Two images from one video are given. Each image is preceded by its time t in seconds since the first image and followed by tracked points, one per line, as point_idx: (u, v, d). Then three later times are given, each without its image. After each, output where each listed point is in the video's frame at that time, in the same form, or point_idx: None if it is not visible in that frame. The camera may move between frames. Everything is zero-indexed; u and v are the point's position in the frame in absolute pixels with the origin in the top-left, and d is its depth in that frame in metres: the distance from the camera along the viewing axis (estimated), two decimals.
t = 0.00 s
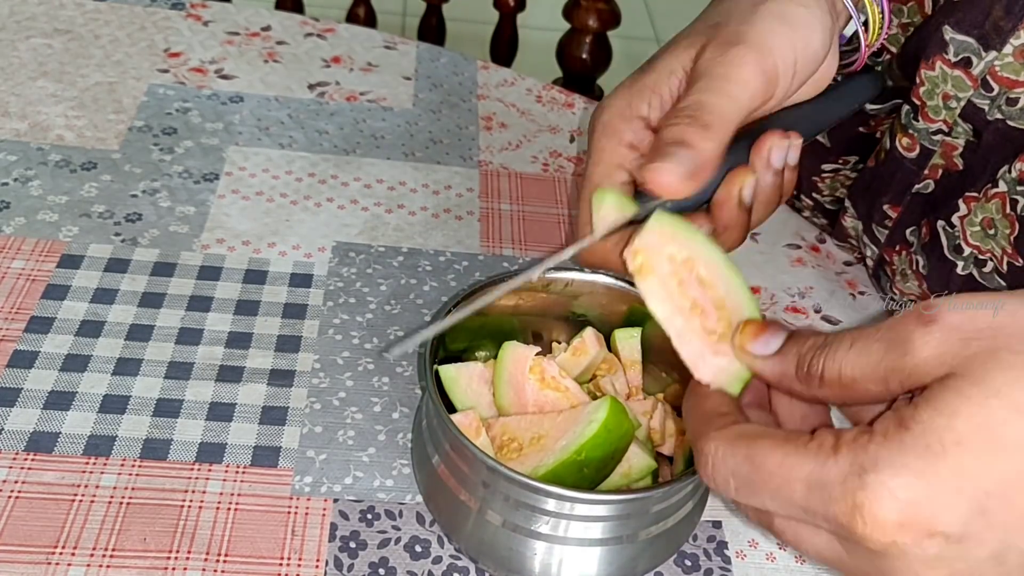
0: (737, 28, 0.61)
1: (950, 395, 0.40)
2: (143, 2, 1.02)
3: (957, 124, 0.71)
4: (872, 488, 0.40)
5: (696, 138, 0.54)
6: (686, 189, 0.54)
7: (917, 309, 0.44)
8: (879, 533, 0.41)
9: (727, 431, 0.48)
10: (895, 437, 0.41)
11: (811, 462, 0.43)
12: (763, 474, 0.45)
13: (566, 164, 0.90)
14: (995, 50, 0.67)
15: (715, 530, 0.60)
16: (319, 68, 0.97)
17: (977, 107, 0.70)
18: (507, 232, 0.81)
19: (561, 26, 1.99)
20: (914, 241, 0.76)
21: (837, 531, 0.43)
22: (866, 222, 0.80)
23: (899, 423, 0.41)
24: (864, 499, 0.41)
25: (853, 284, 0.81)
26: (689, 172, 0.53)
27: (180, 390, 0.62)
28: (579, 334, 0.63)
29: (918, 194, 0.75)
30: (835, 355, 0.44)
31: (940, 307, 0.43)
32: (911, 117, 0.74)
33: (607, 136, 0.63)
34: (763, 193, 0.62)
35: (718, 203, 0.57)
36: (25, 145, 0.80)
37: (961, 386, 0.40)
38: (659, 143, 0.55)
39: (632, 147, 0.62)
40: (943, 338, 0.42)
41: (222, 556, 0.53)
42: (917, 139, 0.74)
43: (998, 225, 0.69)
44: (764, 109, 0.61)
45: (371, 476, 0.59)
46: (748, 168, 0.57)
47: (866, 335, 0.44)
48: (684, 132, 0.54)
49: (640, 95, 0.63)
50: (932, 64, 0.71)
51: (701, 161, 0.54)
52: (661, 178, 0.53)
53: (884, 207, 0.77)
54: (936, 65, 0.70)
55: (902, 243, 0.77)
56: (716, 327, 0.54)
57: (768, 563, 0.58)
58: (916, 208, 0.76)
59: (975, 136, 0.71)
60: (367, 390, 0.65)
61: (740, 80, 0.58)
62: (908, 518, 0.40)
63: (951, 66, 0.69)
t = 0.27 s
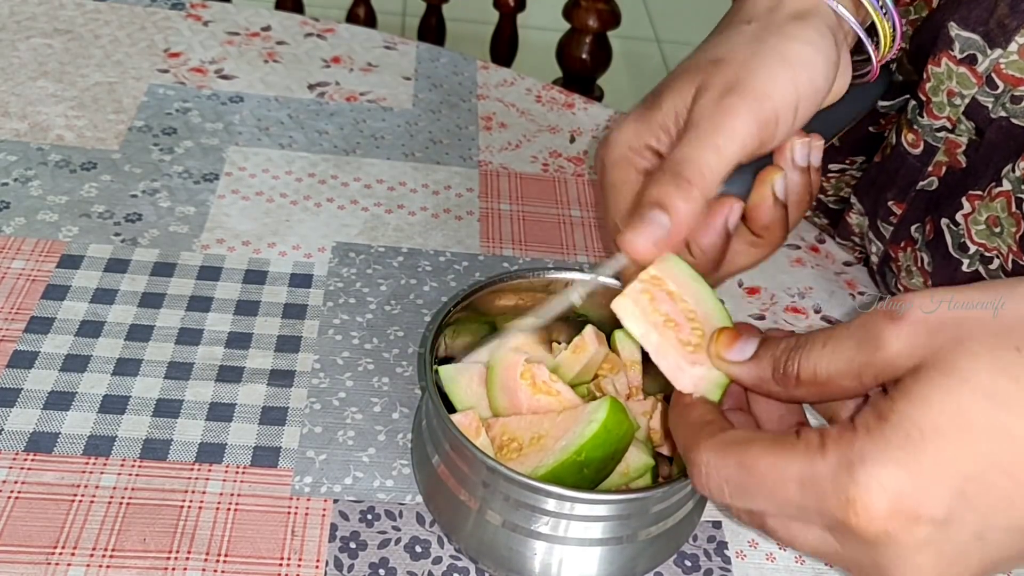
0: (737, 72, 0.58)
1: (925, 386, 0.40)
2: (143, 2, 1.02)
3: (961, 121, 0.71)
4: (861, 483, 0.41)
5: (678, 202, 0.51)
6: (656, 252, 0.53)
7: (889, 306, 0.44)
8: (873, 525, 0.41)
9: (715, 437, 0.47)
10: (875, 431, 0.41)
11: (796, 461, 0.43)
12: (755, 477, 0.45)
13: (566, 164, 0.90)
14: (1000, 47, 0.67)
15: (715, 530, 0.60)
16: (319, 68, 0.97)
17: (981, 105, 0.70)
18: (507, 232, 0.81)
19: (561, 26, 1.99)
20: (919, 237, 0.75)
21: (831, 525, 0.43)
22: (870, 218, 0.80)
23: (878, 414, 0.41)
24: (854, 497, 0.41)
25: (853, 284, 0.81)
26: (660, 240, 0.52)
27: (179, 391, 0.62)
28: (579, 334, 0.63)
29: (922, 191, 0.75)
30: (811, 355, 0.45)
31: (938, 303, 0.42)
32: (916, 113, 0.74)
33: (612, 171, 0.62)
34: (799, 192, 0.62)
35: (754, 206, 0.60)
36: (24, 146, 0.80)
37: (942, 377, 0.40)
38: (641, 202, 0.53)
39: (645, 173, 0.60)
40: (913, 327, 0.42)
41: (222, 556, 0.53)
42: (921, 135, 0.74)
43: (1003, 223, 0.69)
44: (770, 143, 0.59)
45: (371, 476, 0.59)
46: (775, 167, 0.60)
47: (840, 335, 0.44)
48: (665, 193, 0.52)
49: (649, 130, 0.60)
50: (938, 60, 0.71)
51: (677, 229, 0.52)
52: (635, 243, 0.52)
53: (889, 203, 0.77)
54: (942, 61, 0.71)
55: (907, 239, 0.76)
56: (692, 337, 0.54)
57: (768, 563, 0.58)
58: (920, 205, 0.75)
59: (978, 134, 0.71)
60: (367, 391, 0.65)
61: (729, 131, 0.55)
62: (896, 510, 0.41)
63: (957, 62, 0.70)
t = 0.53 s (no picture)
0: (748, 89, 0.57)
1: (909, 389, 0.43)
2: (143, 2, 1.02)
3: (961, 120, 0.71)
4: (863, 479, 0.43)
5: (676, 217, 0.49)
6: (653, 273, 0.50)
7: (869, 297, 0.46)
8: (872, 520, 0.44)
9: (710, 432, 0.48)
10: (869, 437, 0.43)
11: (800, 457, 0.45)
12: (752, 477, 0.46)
13: (566, 164, 0.90)
14: (1001, 45, 0.67)
15: (715, 530, 0.60)
16: (319, 68, 0.97)
17: (982, 104, 0.69)
18: (507, 233, 0.81)
19: (560, 26, 1.99)
20: (921, 235, 0.76)
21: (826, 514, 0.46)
22: (873, 215, 0.80)
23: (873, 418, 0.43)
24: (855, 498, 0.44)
25: (852, 284, 0.81)
26: (659, 259, 0.49)
27: (180, 390, 0.62)
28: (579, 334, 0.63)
29: (924, 189, 0.75)
30: (788, 341, 0.46)
31: (940, 304, 0.44)
32: (916, 112, 0.74)
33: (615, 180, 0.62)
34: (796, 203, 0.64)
35: (754, 218, 0.61)
36: (24, 145, 0.80)
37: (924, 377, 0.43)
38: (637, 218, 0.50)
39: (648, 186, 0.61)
40: (914, 329, 0.44)
41: (222, 556, 0.53)
42: (921, 134, 0.74)
43: (1004, 222, 0.69)
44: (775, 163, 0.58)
45: (371, 476, 0.59)
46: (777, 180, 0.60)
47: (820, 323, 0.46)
48: (666, 208, 0.49)
49: (653, 143, 0.59)
50: (940, 59, 0.71)
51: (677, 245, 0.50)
52: (633, 262, 0.49)
53: (890, 201, 0.78)
54: (943, 59, 0.71)
55: (910, 237, 0.77)
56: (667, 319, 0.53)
57: (768, 563, 0.58)
58: (922, 202, 0.76)
59: (977, 132, 0.71)
60: (367, 390, 0.65)
61: (737, 150, 0.54)
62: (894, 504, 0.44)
63: (958, 61, 0.70)
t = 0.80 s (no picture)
0: (720, 82, 0.57)
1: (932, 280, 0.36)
2: (144, 2, 1.02)
3: (959, 123, 0.71)
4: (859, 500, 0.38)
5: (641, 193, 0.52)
6: (611, 233, 0.53)
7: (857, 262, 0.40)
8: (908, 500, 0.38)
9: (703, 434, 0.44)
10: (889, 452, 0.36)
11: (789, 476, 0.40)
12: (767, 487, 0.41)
13: (566, 164, 0.90)
14: (999, 48, 0.67)
15: (715, 530, 0.60)
16: (319, 68, 0.97)
17: (980, 106, 0.69)
18: (507, 233, 0.81)
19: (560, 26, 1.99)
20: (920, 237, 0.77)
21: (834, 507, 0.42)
22: (872, 217, 0.80)
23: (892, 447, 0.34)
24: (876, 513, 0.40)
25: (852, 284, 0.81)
26: (619, 219, 0.52)
27: (180, 390, 0.62)
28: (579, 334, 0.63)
29: (922, 191, 0.76)
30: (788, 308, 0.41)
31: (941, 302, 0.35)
32: (915, 113, 0.74)
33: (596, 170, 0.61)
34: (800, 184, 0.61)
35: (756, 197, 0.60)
36: (24, 146, 0.80)
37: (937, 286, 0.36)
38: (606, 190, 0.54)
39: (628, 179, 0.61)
40: (895, 343, 0.34)
41: (222, 556, 0.53)
42: (920, 136, 0.74)
43: (1002, 224, 0.70)
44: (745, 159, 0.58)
45: (371, 476, 0.59)
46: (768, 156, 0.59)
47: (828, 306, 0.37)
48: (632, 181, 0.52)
49: (638, 136, 0.58)
50: (938, 61, 0.70)
51: (638, 215, 0.52)
52: (592, 220, 0.52)
53: (888, 203, 0.78)
54: (942, 61, 0.70)
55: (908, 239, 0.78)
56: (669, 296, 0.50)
57: (768, 563, 0.58)
58: (921, 204, 0.76)
59: (976, 135, 0.70)
60: (367, 391, 0.65)
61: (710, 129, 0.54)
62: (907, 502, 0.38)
63: (956, 63, 0.69)
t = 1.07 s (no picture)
0: (747, 82, 0.57)
1: (897, 367, 0.45)
2: (143, 2, 1.02)
3: (961, 122, 0.71)
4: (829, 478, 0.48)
5: (682, 205, 0.48)
6: (658, 261, 0.49)
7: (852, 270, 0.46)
8: (868, 483, 0.47)
9: (714, 396, 0.51)
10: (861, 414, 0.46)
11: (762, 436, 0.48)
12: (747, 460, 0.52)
13: (566, 164, 0.90)
14: (1001, 48, 0.66)
15: (715, 530, 0.60)
16: (319, 68, 0.97)
17: (982, 106, 0.69)
18: (507, 233, 0.81)
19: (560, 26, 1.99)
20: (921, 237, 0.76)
21: (823, 466, 0.48)
22: (873, 216, 0.80)
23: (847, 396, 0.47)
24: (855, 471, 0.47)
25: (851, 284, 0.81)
26: (664, 246, 0.48)
27: (180, 390, 0.62)
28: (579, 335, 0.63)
29: (924, 190, 0.76)
30: (781, 305, 0.47)
31: (940, 304, 0.45)
32: (916, 114, 0.74)
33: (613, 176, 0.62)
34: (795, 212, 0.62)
35: (745, 220, 0.60)
36: (24, 146, 0.80)
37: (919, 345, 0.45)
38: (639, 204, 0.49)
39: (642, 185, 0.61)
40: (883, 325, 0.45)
41: (222, 556, 0.53)
42: (921, 137, 0.74)
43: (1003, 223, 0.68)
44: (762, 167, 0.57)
45: (371, 476, 0.59)
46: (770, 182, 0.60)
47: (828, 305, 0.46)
48: (669, 194, 0.48)
49: (651, 136, 0.59)
50: (938, 62, 0.71)
51: (683, 232, 0.48)
52: (636, 250, 0.48)
53: (889, 203, 0.78)
54: (942, 62, 0.71)
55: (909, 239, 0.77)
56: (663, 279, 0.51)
57: (767, 563, 0.58)
58: (922, 204, 0.76)
59: (978, 134, 0.71)
60: (367, 391, 0.65)
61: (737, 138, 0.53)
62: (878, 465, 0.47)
63: (957, 64, 0.69)
